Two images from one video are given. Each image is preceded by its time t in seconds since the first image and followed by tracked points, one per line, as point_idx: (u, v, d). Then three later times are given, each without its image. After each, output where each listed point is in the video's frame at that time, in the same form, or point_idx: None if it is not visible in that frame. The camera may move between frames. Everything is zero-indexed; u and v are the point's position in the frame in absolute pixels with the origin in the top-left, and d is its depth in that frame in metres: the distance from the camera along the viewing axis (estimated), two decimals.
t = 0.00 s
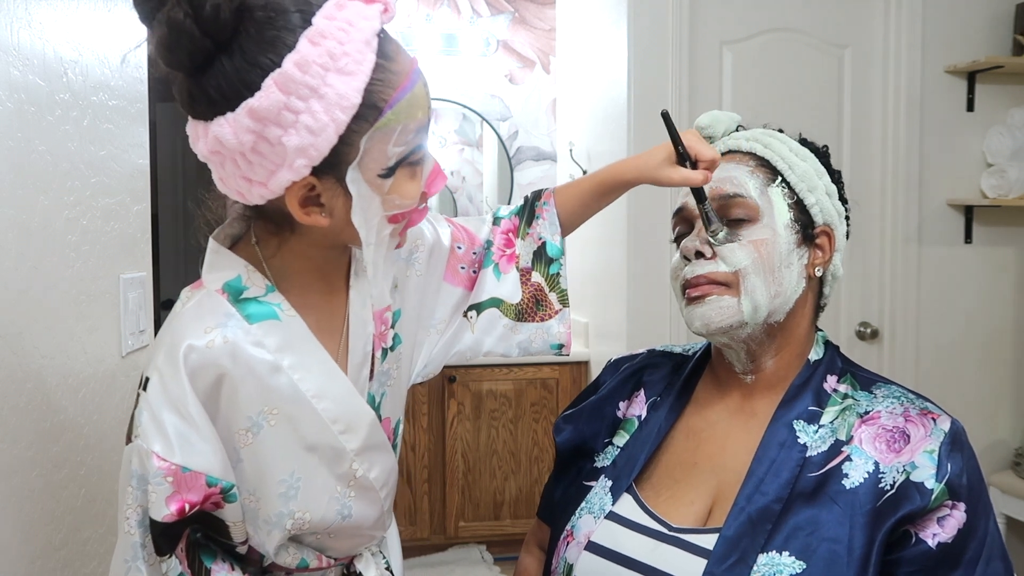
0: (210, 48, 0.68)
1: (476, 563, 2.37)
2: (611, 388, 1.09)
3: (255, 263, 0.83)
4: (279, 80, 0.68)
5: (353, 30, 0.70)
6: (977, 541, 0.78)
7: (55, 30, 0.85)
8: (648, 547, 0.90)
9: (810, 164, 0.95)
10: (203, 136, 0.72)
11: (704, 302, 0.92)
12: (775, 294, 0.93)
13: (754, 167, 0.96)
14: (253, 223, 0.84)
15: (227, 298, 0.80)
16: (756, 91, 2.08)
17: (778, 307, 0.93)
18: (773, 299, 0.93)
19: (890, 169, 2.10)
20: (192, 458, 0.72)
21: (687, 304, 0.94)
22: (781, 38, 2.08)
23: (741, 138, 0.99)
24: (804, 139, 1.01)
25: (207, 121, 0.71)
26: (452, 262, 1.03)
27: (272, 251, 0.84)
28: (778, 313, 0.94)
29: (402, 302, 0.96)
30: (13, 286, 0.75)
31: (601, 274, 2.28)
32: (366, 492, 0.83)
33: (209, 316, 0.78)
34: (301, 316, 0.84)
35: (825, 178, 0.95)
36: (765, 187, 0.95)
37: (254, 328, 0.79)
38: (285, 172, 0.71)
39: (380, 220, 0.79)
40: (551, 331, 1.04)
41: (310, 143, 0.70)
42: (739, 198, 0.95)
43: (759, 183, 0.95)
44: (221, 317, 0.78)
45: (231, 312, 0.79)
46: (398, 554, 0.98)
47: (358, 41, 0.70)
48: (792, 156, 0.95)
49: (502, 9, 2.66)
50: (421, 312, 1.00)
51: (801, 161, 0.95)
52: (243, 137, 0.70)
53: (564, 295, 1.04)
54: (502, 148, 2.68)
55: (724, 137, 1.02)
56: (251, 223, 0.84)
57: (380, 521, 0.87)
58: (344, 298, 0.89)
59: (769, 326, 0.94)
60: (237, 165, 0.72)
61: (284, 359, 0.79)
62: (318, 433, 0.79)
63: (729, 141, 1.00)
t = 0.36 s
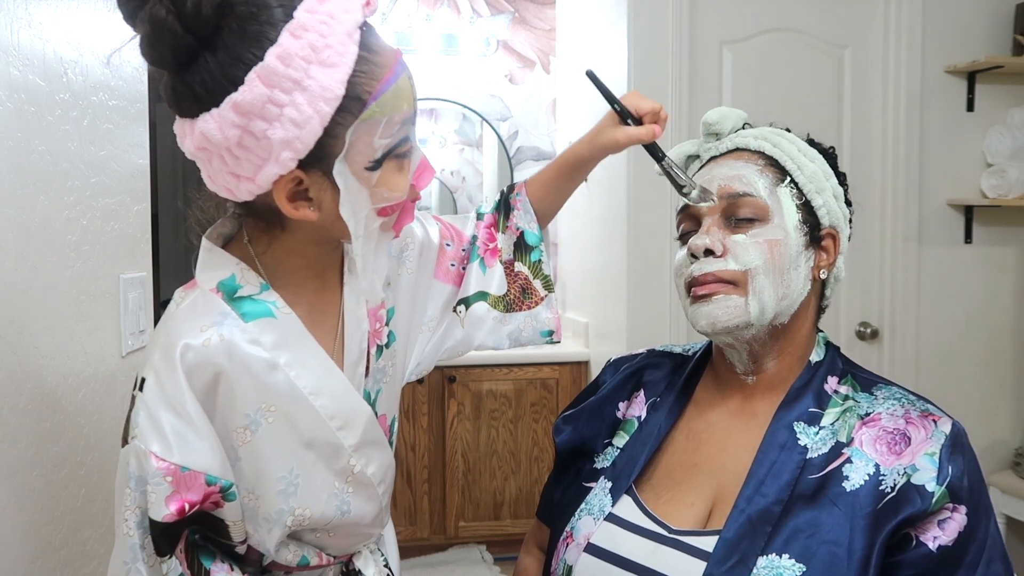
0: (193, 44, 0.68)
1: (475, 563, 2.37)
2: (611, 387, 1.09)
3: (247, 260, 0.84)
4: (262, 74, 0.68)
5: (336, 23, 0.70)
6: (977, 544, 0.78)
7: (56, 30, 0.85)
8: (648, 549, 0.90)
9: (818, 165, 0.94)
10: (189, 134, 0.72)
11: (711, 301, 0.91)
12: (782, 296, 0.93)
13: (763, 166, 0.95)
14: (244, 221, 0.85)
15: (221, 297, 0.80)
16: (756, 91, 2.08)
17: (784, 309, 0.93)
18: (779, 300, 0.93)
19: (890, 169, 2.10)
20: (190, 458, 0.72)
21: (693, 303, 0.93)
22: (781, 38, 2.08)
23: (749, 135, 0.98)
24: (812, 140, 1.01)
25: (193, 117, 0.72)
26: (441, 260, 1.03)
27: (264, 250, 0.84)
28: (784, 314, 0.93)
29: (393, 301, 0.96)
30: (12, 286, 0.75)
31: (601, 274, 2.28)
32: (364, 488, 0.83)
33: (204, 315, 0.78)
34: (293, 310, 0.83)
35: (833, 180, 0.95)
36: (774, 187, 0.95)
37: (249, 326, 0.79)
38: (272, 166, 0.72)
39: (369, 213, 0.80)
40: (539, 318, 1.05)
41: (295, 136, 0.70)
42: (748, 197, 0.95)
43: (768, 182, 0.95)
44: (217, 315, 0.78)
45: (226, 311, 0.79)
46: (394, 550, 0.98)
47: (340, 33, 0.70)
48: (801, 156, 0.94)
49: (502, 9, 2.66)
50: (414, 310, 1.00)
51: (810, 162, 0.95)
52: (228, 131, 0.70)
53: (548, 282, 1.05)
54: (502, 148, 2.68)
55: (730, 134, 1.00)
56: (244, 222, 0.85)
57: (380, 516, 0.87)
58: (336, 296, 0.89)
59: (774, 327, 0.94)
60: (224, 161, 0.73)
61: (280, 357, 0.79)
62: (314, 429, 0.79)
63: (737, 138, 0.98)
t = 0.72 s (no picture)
0: (183, 42, 0.68)
1: (475, 563, 2.37)
2: (611, 388, 1.09)
3: (246, 259, 0.83)
4: (253, 70, 0.68)
5: (326, 18, 0.70)
6: (977, 544, 0.78)
7: (55, 30, 0.85)
8: (648, 549, 0.90)
9: (828, 168, 0.95)
10: (182, 132, 0.72)
11: (718, 299, 0.91)
12: (789, 298, 0.93)
13: (774, 165, 0.95)
14: (241, 221, 0.85)
15: (218, 295, 0.80)
16: (756, 91, 2.08)
17: (790, 311, 0.93)
18: (786, 302, 0.92)
19: (890, 169, 2.10)
20: (183, 455, 0.72)
21: (699, 300, 0.92)
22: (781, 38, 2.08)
23: (760, 135, 0.98)
24: (822, 142, 1.01)
25: (185, 116, 0.72)
26: (444, 263, 1.03)
27: (263, 248, 0.83)
28: (789, 316, 0.93)
29: (391, 302, 0.96)
30: (12, 286, 0.74)
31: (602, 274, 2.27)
32: (358, 488, 0.83)
33: (200, 313, 0.78)
34: (289, 308, 0.83)
35: (842, 184, 0.96)
36: (785, 188, 0.95)
37: (245, 324, 0.79)
38: (266, 163, 0.72)
39: (364, 209, 0.80)
40: (546, 338, 1.05)
41: (288, 132, 0.70)
42: (758, 197, 0.95)
43: (779, 183, 0.95)
44: (212, 313, 0.78)
45: (222, 309, 0.79)
46: (390, 557, 0.98)
47: (330, 28, 0.70)
48: (812, 158, 0.95)
49: (502, 8, 2.66)
50: (414, 311, 1.00)
51: (820, 164, 0.95)
52: (221, 128, 0.70)
53: (560, 302, 1.05)
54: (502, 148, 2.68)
55: (741, 132, 1.00)
56: (241, 222, 0.84)
57: (374, 517, 0.87)
58: (333, 295, 0.89)
59: (778, 328, 0.94)
60: (218, 158, 0.73)
61: (275, 355, 0.79)
62: (310, 429, 0.79)
63: (748, 136, 0.98)
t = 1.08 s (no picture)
0: (186, 40, 0.68)
1: (476, 563, 2.37)
2: (611, 388, 1.09)
3: (246, 259, 0.83)
4: (257, 70, 0.68)
5: (330, 18, 0.70)
6: (976, 543, 0.78)
7: (56, 31, 0.85)
8: (648, 549, 0.90)
9: (824, 167, 0.95)
10: (184, 131, 0.72)
11: (713, 297, 0.91)
12: (784, 295, 0.93)
13: (770, 165, 0.95)
14: (243, 220, 0.85)
15: (220, 295, 0.80)
16: (756, 91, 2.08)
17: (785, 308, 0.93)
18: (781, 299, 0.93)
19: (890, 169, 2.10)
20: (185, 457, 0.72)
21: (694, 299, 0.93)
22: (781, 38, 2.08)
23: (756, 135, 0.98)
24: (819, 142, 1.01)
25: (188, 115, 0.72)
26: (444, 260, 1.03)
27: (263, 249, 0.84)
28: (784, 314, 0.94)
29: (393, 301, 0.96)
30: (13, 286, 0.75)
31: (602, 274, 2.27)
32: (361, 490, 0.83)
33: (202, 313, 0.77)
34: (292, 308, 0.84)
35: (838, 183, 0.95)
36: (780, 187, 0.95)
37: (248, 324, 0.79)
38: (268, 163, 0.72)
39: (366, 210, 0.80)
40: (545, 326, 1.05)
41: (291, 132, 0.70)
42: (753, 196, 0.95)
43: (774, 182, 0.95)
44: (214, 312, 0.78)
45: (224, 309, 0.79)
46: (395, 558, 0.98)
47: (335, 28, 0.70)
48: (808, 158, 0.95)
49: (502, 9, 2.66)
50: (416, 310, 1.00)
51: (816, 164, 0.95)
52: (224, 128, 0.70)
53: (555, 290, 1.06)
54: (502, 148, 2.68)
55: (738, 133, 1.00)
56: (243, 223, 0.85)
57: (377, 516, 0.87)
58: (335, 296, 0.89)
59: (774, 326, 0.94)
60: (220, 158, 0.73)
61: (278, 356, 0.79)
62: (313, 430, 0.79)
63: (744, 137, 0.98)
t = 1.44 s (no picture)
0: (195, 37, 0.69)
1: (476, 563, 2.37)
2: (610, 386, 1.09)
3: (254, 253, 0.84)
4: (265, 64, 0.69)
5: (336, 14, 0.71)
6: (976, 543, 0.78)
7: (55, 31, 0.85)
8: (647, 546, 0.90)
9: (830, 168, 0.94)
10: (193, 127, 0.73)
11: (720, 300, 0.91)
12: (790, 297, 0.92)
13: (776, 166, 0.95)
14: (251, 215, 0.85)
15: (228, 288, 0.80)
16: (756, 91, 2.08)
17: (790, 310, 0.93)
18: (787, 301, 0.92)
19: (890, 169, 2.10)
20: (194, 448, 0.72)
21: (699, 301, 0.92)
22: (781, 38, 2.08)
23: (762, 134, 0.97)
24: (823, 142, 1.00)
25: (197, 110, 0.72)
26: (447, 259, 1.04)
27: (270, 243, 0.84)
28: (789, 315, 0.93)
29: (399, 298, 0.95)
30: (13, 285, 0.74)
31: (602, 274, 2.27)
32: (370, 484, 0.83)
33: (211, 306, 0.78)
34: (301, 304, 0.84)
35: (843, 184, 0.95)
36: (786, 188, 0.94)
37: (255, 316, 0.79)
38: (276, 157, 0.72)
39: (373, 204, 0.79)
40: (546, 316, 1.05)
41: (298, 126, 0.71)
42: (759, 196, 0.94)
43: (779, 183, 0.95)
44: (222, 306, 0.78)
45: (232, 302, 0.79)
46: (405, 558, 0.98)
47: (341, 24, 0.71)
48: (813, 158, 0.94)
49: (502, 9, 2.66)
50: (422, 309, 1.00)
51: (822, 165, 0.94)
52: (232, 122, 0.70)
53: (552, 280, 1.06)
54: (502, 148, 2.68)
55: (743, 131, 1.00)
56: (250, 218, 0.85)
57: (385, 511, 0.86)
58: (343, 289, 0.89)
59: (778, 327, 0.93)
60: (228, 153, 0.73)
61: (286, 348, 0.79)
62: (317, 423, 0.79)
63: (750, 135, 0.98)
